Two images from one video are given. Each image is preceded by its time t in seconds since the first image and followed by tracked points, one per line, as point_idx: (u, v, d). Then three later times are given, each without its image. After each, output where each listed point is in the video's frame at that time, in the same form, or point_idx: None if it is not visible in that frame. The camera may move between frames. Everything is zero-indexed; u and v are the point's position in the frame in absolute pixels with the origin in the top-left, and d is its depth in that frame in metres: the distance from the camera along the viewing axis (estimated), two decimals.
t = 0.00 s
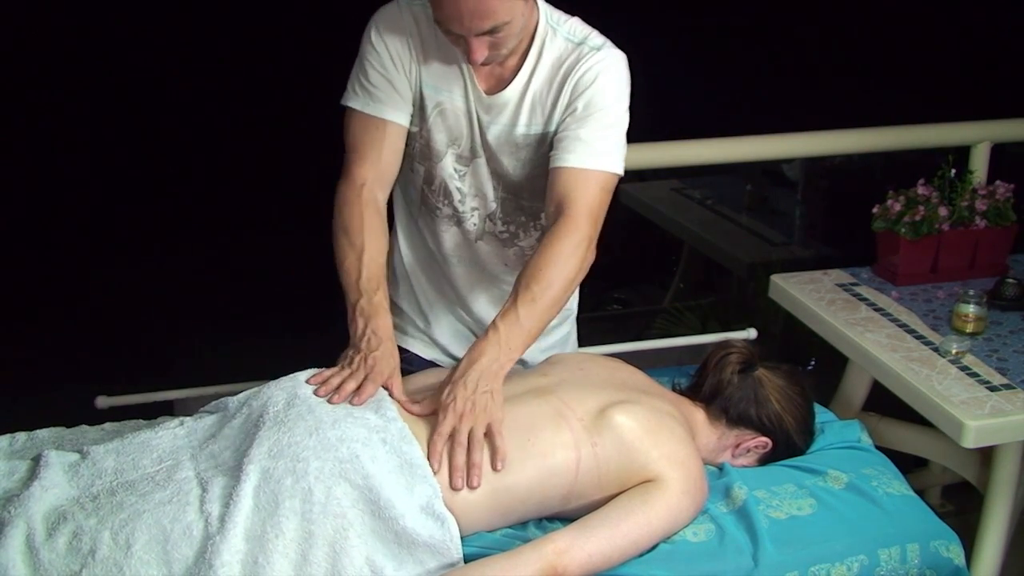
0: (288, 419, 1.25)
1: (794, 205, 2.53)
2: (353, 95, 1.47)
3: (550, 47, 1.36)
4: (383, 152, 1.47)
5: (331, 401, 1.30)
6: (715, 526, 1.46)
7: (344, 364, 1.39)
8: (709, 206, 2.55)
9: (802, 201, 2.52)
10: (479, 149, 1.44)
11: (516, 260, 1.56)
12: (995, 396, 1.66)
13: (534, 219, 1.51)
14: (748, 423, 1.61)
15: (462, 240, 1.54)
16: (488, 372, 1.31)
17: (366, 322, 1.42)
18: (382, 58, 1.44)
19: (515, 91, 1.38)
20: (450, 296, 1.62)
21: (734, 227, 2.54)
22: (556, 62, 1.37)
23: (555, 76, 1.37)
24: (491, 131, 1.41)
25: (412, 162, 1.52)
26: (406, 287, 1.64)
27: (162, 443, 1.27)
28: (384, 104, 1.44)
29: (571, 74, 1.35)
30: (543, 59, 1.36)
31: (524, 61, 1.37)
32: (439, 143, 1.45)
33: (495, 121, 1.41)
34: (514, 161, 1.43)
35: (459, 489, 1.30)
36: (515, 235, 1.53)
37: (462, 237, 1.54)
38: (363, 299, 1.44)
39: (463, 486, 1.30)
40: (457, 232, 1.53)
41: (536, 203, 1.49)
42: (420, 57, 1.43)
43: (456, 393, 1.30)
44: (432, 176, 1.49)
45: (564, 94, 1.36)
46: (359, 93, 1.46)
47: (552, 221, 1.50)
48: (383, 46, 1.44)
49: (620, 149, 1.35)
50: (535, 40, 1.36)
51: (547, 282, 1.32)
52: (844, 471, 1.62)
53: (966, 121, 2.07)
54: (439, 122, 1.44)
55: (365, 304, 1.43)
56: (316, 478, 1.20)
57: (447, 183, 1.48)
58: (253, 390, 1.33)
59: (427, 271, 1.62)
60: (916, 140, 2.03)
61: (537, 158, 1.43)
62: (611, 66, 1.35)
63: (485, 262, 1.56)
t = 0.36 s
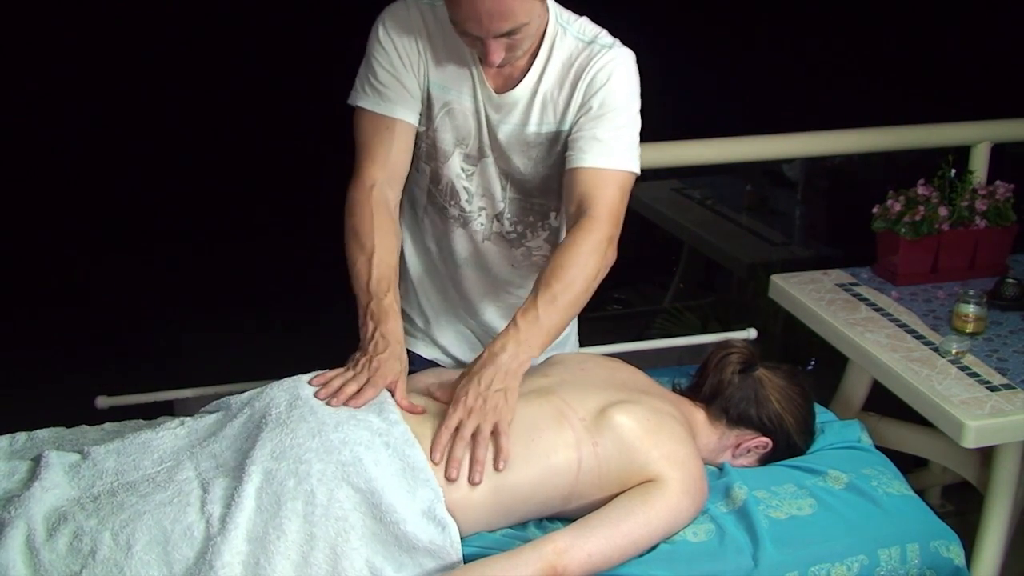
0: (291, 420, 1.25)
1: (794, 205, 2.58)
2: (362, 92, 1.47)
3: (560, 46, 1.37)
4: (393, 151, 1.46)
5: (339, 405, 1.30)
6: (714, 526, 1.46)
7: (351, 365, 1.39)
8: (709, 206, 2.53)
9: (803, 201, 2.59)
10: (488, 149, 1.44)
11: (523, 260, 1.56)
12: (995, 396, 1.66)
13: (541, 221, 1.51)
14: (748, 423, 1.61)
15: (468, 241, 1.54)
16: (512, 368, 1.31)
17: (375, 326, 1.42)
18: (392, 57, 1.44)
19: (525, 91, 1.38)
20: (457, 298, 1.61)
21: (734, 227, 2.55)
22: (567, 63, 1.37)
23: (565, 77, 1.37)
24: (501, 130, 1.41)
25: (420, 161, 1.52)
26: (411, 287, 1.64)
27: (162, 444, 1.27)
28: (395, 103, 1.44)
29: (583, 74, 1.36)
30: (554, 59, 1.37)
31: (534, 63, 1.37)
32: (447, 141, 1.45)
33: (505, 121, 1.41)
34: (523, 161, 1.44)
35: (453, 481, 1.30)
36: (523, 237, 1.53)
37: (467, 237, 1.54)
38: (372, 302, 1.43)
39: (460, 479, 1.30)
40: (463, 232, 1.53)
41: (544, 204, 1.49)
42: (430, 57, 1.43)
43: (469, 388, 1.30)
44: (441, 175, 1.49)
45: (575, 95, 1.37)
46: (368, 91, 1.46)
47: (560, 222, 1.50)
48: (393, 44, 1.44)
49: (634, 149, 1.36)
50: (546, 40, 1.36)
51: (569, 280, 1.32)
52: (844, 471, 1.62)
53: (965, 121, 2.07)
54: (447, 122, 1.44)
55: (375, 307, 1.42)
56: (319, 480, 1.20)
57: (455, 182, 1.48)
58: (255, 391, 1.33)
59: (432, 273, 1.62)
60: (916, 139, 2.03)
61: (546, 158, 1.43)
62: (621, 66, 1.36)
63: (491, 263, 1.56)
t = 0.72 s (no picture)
0: (286, 420, 1.25)
1: (794, 205, 2.57)
2: (365, 82, 1.47)
3: (569, 47, 1.37)
4: (387, 139, 1.46)
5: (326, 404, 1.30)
6: (714, 525, 1.46)
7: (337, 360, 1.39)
8: (708, 206, 2.54)
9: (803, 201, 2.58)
10: (490, 145, 1.44)
11: (520, 259, 1.56)
12: (995, 396, 1.66)
13: (538, 219, 1.51)
14: (748, 423, 1.61)
15: (467, 237, 1.54)
16: (493, 367, 1.30)
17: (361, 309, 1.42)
18: (396, 47, 1.44)
19: (530, 90, 1.38)
20: (456, 297, 1.62)
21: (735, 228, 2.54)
22: (571, 62, 1.37)
23: (571, 77, 1.37)
24: (501, 127, 1.41)
25: (420, 156, 1.52)
26: (406, 285, 1.64)
27: (160, 443, 1.27)
28: (396, 95, 1.44)
29: (588, 75, 1.36)
30: (560, 57, 1.37)
31: (539, 60, 1.37)
32: (449, 137, 1.45)
33: (507, 119, 1.41)
34: (523, 159, 1.43)
35: (448, 481, 1.29)
36: (521, 235, 1.53)
37: (466, 234, 1.54)
38: (354, 287, 1.44)
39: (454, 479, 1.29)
40: (463, 228, 1.53)
41: (543, 203, 1.50)
42: (436, 49, 1.43)
43: (450, 391, 1.30)
44: (441, 170, 1.49)
45: (579, 94, 1.36)
46: (371, 81, 1.46)
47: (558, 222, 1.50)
48: (399, 36, 1.44)
49: (633, 152, 1.36)
50: (555, 40, 1.36)
51: (554, 282, 1.32)
52: (844, 471, 1.62)
53: (966, 121, 2.07)
54: (451, 116, 1.44)
55: (360, 290, 1.43)
56: (316, 479, 1.20)
57: (456, 178, 1.48)
58: (251, 391, 1.33)
59: (431, 272, 1.62)
60: (917, 139, 2.03)
61: (545, 157, 1.43)
62: (628, 69, 1.36)
63: (489, 260, 1.56)
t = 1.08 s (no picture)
0: (288, 418, 1.25)
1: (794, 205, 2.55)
2: (365, 76, 1.45)
3: (567, 49, 1.37)
4: (390, 139, 1.45)
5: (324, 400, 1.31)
6: (714, 526, 1.46)
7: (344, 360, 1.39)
8: (709, 206, 2.53)
9: (803, 201, 2.55)
10: (488, 146, 1.44)
11: (518, 259, 1.56)
12: (995, 396, 1.66)
13: (535, 218, 1.51)
14: (748, 423, 1.61)
15: (465, 236, 1.54)
16: (491, 376, 1.32)
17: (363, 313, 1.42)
18: (397, 45, 1.43)
19: (528, 90, 1.38)
20: (454, 297, 1.62)
21: (734, 228, 2.54)
22: (570, 64, 1.37)
23: (568, 79, 1.37)
24: (500, 127, 1.41)
25: (418, 154, 1.51)
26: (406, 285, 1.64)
27: (161, 443, 1.27)
28: (394, 91, 1.43)
29: (588, 78, 1.36)
30: (559, 59, 1.37)
31: (539, 63, 1.37)
32: (448, 135, 1.45)
33: (506, 119, 1.40)
34: (520, 159, 1.43)
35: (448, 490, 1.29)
36: (517, 233, 1.53)
37: (464, 232, 1.54)
38: (362, 290, 1.44)
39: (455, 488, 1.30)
40: (461, 227, 1.53)
41: (539, 205, 1.50)
42: (437, 48, 1.42)
43: (454, 396, 1.30)
44: (440, 169, 1.48)
45: (577, 97, 1.36)
46: (371, 76, 1.45)
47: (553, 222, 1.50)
48: (400, 34, 1.43)
49: (627, 159, 1.36)
50: (553, 41, 1.36)
51: (552, 289, 1.33)
52: (844, 471, 1.62)
53: (966, 121, 2.07)
54: (449, 116, 1.43)
55: (364, 295, 1.43)
56: (317, 478, 1.20)
57: (454, 177, 1.48)
58: (252, 390, 1.33)
59: (429, 273, 1.62)
60: (917, 139, 2.03)
61: (543, 158, 1.43)
62: (626, 74, 1.36)
63: (487, 259, 1.56)
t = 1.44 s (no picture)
0: (292, 419, 1.25)
1: (794, 204, 2.56)
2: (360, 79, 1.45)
3: (565, 48, 1.37)
4: (388, 142, 1.44)
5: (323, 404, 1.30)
6: (715, 526, 1.46)
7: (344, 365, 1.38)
8: (709, 205, 2.57)
9: (803, 200, 2.54)
10: (488, 147, 1.44)
11: (519, 259, 1.57)
12: (995, 396, 1.66)
13: (534, 217, 1.52)
14: (748, 423, 1.61)
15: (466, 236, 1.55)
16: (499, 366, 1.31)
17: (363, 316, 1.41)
18: (394, 45, 1.42)
19: (528, 91, 1.38)
20: (454, 298, 1.63)
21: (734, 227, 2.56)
22: (569, 64, 1.37)
23: (568, 80, 1.37)
24: (501, 129, 1.41)
25: (416, 155, 1.51)
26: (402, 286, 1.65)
27: (161, 444, 1.27)
28: (395, 93, 1.43)
29: (587, 77, 1.36)
30: (556, 59, 1.37)
31: (537, 64, 1.37)
32: (447, 137, 1.45)
33: (506, 120, 1.40)
34: (521, 159, 1.44)
35: (450, 473, 1.29)
36: (518, 232, 1.54)
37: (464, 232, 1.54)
38: (365, 294, 1.42)
39: (457, 470, 1.30)
40: (461, 228, 1.53)
41: (540, 202, 1.51)
42: (434, 47, 1.42)
43: (466, 382, 1.31)
44: (440, 169, 1.49)
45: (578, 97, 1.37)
46: (367, 78, 1.44)
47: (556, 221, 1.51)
48: (394, 34, 1.42)
49: (633, 156, 1.36)
50: (551, 42, 1.36)
51: (560, 285, 1.33)
52: (844, 471, 1.62)
53: (966, 121, 2.07)
54: (448, 117, 1.43)
55: (367, 301, 1.42)
56: (320, 480, 1.20)
57: (454, 178, 1.48)
58: (254, 392, 1.33)
59: (428, 275, 1.62)
60: (918, 139, 2.03)
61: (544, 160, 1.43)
62: (625, 73, 1.36)
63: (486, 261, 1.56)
